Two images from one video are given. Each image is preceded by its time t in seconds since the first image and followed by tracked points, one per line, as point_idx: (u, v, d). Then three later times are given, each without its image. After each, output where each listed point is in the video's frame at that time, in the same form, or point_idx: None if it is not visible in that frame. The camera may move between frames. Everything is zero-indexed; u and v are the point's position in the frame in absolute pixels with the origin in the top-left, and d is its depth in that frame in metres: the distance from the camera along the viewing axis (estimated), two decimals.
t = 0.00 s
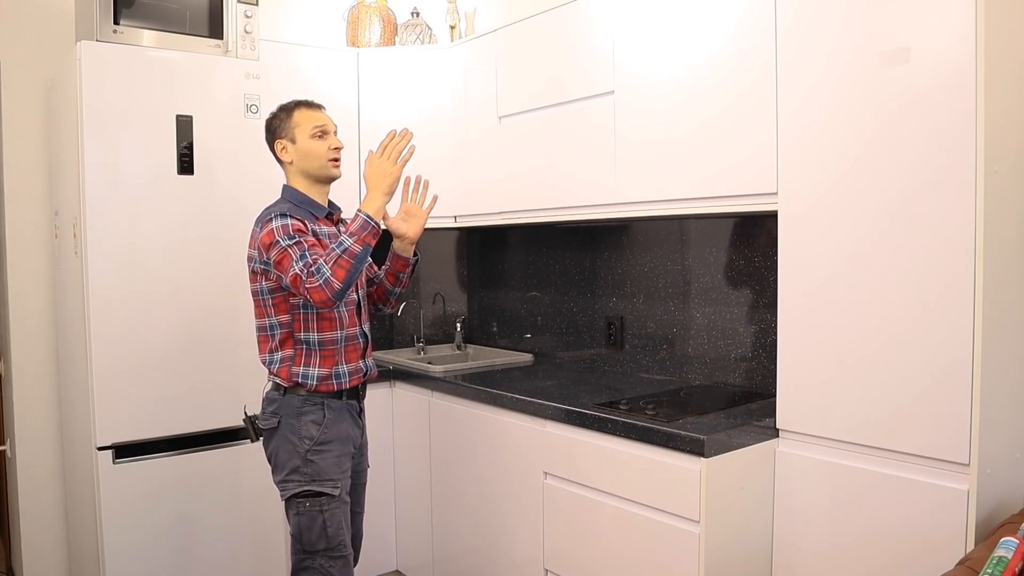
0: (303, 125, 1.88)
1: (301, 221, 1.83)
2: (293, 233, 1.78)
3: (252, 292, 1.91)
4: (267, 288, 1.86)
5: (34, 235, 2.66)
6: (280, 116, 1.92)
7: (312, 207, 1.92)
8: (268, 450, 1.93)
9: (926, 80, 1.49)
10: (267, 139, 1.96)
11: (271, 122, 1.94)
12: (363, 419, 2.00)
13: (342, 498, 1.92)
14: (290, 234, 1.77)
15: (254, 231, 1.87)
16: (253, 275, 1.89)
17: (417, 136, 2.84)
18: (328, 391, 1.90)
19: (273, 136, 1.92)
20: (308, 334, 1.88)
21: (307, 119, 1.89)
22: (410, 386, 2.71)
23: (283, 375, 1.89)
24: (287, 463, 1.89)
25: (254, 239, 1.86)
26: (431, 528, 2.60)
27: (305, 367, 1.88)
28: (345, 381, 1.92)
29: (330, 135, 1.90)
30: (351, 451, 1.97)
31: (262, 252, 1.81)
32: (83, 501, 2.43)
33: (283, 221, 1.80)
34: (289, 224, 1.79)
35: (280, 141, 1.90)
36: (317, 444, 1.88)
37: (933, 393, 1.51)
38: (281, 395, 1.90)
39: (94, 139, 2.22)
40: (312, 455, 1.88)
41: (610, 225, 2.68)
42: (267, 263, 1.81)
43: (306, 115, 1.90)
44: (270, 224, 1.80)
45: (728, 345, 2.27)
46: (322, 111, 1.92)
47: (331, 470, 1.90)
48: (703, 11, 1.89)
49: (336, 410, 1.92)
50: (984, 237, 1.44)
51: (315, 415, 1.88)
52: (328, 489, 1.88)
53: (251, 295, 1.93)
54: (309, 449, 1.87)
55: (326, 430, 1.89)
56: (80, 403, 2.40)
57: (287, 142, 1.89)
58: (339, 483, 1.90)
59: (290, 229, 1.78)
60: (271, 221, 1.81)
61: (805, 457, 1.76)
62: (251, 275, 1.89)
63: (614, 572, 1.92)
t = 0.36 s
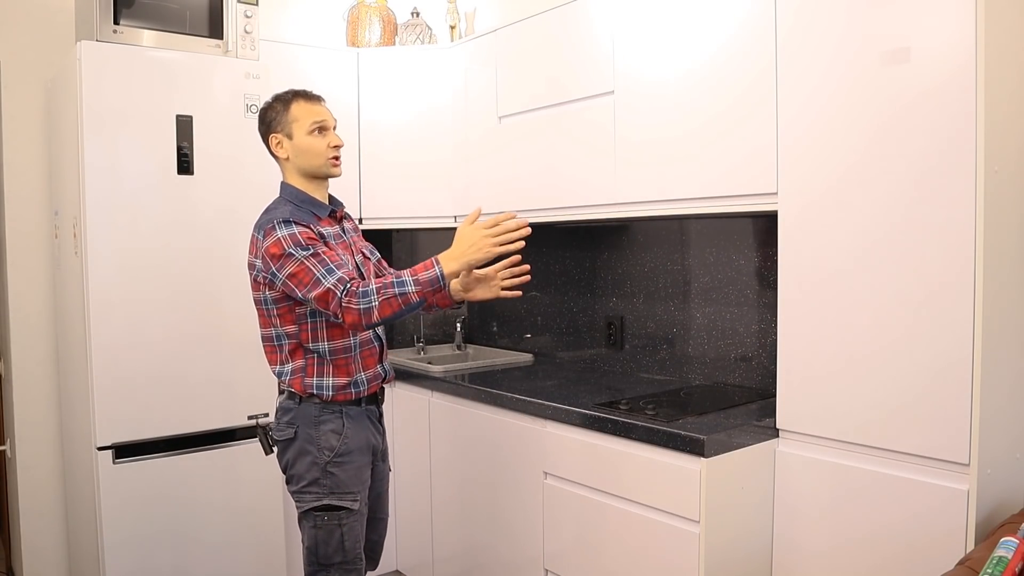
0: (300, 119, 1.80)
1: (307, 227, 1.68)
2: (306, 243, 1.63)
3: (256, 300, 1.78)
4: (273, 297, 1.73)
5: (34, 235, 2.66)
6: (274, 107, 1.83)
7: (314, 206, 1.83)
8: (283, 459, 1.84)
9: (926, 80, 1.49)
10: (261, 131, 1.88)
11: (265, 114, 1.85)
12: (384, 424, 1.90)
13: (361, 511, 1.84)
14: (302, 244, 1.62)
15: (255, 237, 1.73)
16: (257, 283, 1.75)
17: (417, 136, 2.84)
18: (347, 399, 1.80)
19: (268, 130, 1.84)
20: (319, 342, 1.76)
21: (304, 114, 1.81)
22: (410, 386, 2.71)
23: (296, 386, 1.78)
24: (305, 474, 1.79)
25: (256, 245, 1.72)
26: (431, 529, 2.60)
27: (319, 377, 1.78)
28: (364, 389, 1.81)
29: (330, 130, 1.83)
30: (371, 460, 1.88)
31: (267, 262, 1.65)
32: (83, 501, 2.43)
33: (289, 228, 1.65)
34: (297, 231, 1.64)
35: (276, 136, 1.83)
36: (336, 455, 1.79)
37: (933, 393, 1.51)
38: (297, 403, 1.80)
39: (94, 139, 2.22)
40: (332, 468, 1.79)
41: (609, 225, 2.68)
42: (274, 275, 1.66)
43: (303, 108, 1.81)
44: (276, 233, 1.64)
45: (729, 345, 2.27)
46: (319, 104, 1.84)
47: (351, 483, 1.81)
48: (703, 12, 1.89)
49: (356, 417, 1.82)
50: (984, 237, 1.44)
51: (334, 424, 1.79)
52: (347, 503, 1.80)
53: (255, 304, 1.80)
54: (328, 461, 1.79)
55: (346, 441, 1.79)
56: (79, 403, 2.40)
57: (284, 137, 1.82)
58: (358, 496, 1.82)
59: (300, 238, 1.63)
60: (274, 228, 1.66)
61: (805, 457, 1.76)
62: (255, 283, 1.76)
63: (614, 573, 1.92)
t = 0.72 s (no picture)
0: (293, 118, 1.77)
1: (303, 234, 1.67)
2: (297, 254, 1.62)
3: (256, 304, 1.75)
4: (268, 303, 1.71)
5: (34, 235, 2.66)
6: (274, 107, 1.82)
7: (319, 206, 1.78)
8: (286, 467, 1.83)
9: (926, 80, 1.49)
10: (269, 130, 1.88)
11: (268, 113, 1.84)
12: (390, 433, 1.89)
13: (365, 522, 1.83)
14: (293, 255, 1.62)
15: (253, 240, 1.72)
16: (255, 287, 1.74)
17: (417, 136, 2.84)
18: (352, 407, 1.78)
19: (269, 130, 1.83)
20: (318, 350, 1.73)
21: (297, 112, 1.77)
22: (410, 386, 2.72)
23: (297, 394, 1.76)
24: (308, 484, 1.78)
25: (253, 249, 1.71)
26: (432, 529, 2.60)
27: (321, 386, 1.75)
28: (370, 397, 1.79)
29: (323, 128, 1.78)
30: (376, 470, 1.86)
31: (260, 268, 1.65)
32: (83, 501, 2.44)
33: (284, 235, 1.64)
34: (292, 240, 1.63)
35: (275, 137, 1.82)
36: (340, 466, 1.77)
37: (933, 393, 1.51)
38: (299, 410, 1.78)
39: (94, 140, 2.22)
40: (335, 478, 1.78)
41: (609, 225, 2.68)
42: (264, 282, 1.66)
43: (296, 106, 1.78)
44: (270, 239, 1.64)
45: (728, 345, 2.27)
46: (314, 100, 1.79)
47: (355, 494, 1.80)
48: (703, 12, 1.89)
49: (361, 426, 1.80)
50: (984, 237, 1.44)
51: (338, 434, 1.77)
52: (351, 514, 1.79)
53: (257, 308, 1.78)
54: (331, 472, 1.77)
55: (350, 451, 1.78)
56: (80, 403, 2.40)
57: (281, 138, 1.80)
58: (362, 507, 1.81)
59: (293, 247, 1.63)
60: (270, 232, 1.65)
61: (805, 457, 1.76)
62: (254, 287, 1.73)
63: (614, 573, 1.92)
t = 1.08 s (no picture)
0: (293, 119, 1.73)
1: (290, 228, 1.66)
2: (281, 246, 1.61)
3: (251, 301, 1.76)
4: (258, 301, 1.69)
5: (34, 235, 2.66)
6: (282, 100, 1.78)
7: (314, 204, 1.77)
8: (282, 468, 1.83)
9: (926, 80, 1.49)
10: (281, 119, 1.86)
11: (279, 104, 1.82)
12: (389, 437, 1.86)
13: (357, 527, 1.81)
14: (274, 246, 1.60)
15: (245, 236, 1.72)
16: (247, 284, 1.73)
17: (417, 136, 2.84)
18: (343, 409, 1.76)
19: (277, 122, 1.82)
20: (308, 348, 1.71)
21: (297, 113, 1.73)
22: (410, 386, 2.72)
23: (288, 394, 1.75)
24: (300, 487, 1.78)
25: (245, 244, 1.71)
26: (432, 529, 2.60)
27: (312, 386, 1.74)
28: (365, 400, 1.77)
29: (320, 133, 1.73)
30: (371, 474, 1.84)
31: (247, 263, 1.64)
32: (83, 502, 2.44)
33: (271, 227, 1.63)
34: (277, 232, 1.62)
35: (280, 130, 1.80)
36: (332, 470, 1.76)
37: (933, 394, 1.51)
38: (294, 412, 1.78)
39: (94, 140, 2.22)
40: (327, 482, 1.76)
41: (610, 225, 2.68)
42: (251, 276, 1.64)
43: (297, 107, 1.73)
44: (256, 232, 1.63)
45: (729, 345, 2.27)
46: (316, 102, 1.73)
47: (347, 498, 1.78)
48: (703, 11, 1.89)
49: (355, 430, 1.78)
50: (984, 237, 1.44)
51: (330, 437, 1.75)
52: (342, 519, 1.78)
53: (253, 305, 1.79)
54: (323, 475, 1.76)
55: (342, 455, 1.76)
56: (80, 403, 2.40)
57: (283, 134, 1.78)
58: (354, 512, 1.79)
59: (277, 239, 1.61)
60: (259, 227, 1.65)
61: (805, 457, 1.76)
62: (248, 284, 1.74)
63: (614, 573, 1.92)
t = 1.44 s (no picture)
0: (291, 111, 1.76)
1: (281, 238, 1.65)
2: (264, 265, 1.62)
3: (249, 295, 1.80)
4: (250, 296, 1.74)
5: (34, 235, 2.66)
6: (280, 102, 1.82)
7: (314, 204, 1.75)
8: (273, 468, 1.83)
9: (926, 80, 1.49)
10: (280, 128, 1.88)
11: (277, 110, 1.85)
12: (380, 437, 1.85)
13: (347, 527, 1.80)
14: (257, 265, 1.61)
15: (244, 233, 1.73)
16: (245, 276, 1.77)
17: (417, 137, 2.84)
18: (330, 409, 1.76)
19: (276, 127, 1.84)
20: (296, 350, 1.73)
21: (295, 105, 1.76)
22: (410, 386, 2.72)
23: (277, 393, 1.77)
24: (289, 486, 1.78)
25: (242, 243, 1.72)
26: (432, 529, 2.60)
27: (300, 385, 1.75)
28: (353, 400, 1.77)
29: (318, 120, 1.75)
30: (362, 474, 1.83)
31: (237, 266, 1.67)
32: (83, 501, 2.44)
33: (260, 239, 1.64)
34: (263, 248, 1.62)
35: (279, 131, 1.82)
36: (319, 469, 1.76)
37: (933, 393, 1.51)
38: (285, 410, 1.78)
39: (94, 139, 2.22)
40: (315, 481, 1.76)
41: (610, 225, 2.67)
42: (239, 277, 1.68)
43: (294, 99, 1.76)
44: (245, 240, 1.64)
45: (728, 345, 2.27)
46: (312, 93, 1.76)
47: (335, 498, 1.77)
48: (703, 11, 1.89)
49: (344, 429, 1.78)
50: (984, 237, 1.44)
51: (318, 436, 1.76)
52: (330, 518, 1.77)
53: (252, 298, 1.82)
54: (311, 474, 1.76)
55: (330, 454, 1.76)
56: (79, 403, 2.40)
57: (282, 133, 1.80)
58: (343, 512, 1.78)
59: (262, 257, 1.62)
60: (251, 232, 1.65)
61: (805, 457, 1.76)
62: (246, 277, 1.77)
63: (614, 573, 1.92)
